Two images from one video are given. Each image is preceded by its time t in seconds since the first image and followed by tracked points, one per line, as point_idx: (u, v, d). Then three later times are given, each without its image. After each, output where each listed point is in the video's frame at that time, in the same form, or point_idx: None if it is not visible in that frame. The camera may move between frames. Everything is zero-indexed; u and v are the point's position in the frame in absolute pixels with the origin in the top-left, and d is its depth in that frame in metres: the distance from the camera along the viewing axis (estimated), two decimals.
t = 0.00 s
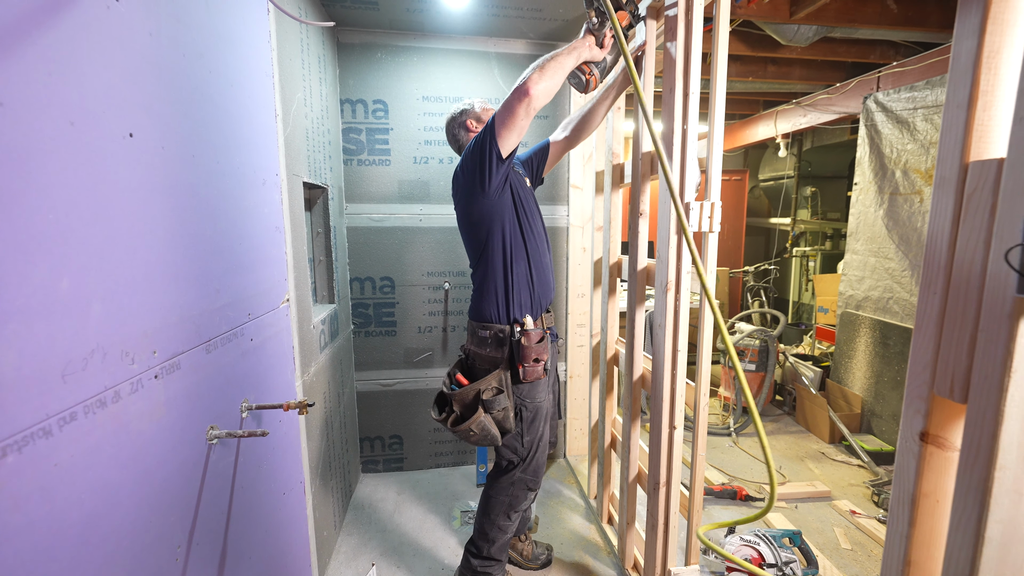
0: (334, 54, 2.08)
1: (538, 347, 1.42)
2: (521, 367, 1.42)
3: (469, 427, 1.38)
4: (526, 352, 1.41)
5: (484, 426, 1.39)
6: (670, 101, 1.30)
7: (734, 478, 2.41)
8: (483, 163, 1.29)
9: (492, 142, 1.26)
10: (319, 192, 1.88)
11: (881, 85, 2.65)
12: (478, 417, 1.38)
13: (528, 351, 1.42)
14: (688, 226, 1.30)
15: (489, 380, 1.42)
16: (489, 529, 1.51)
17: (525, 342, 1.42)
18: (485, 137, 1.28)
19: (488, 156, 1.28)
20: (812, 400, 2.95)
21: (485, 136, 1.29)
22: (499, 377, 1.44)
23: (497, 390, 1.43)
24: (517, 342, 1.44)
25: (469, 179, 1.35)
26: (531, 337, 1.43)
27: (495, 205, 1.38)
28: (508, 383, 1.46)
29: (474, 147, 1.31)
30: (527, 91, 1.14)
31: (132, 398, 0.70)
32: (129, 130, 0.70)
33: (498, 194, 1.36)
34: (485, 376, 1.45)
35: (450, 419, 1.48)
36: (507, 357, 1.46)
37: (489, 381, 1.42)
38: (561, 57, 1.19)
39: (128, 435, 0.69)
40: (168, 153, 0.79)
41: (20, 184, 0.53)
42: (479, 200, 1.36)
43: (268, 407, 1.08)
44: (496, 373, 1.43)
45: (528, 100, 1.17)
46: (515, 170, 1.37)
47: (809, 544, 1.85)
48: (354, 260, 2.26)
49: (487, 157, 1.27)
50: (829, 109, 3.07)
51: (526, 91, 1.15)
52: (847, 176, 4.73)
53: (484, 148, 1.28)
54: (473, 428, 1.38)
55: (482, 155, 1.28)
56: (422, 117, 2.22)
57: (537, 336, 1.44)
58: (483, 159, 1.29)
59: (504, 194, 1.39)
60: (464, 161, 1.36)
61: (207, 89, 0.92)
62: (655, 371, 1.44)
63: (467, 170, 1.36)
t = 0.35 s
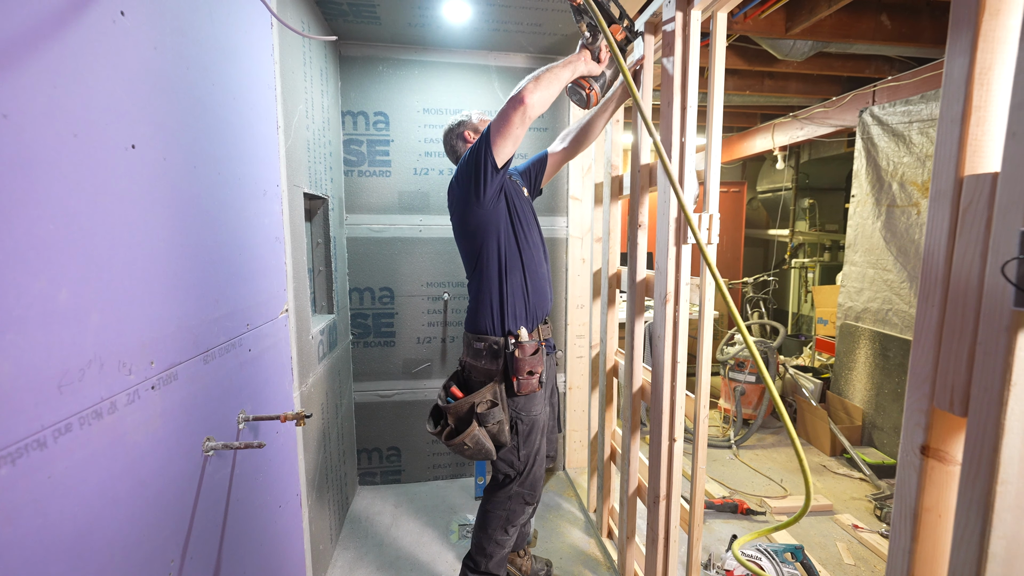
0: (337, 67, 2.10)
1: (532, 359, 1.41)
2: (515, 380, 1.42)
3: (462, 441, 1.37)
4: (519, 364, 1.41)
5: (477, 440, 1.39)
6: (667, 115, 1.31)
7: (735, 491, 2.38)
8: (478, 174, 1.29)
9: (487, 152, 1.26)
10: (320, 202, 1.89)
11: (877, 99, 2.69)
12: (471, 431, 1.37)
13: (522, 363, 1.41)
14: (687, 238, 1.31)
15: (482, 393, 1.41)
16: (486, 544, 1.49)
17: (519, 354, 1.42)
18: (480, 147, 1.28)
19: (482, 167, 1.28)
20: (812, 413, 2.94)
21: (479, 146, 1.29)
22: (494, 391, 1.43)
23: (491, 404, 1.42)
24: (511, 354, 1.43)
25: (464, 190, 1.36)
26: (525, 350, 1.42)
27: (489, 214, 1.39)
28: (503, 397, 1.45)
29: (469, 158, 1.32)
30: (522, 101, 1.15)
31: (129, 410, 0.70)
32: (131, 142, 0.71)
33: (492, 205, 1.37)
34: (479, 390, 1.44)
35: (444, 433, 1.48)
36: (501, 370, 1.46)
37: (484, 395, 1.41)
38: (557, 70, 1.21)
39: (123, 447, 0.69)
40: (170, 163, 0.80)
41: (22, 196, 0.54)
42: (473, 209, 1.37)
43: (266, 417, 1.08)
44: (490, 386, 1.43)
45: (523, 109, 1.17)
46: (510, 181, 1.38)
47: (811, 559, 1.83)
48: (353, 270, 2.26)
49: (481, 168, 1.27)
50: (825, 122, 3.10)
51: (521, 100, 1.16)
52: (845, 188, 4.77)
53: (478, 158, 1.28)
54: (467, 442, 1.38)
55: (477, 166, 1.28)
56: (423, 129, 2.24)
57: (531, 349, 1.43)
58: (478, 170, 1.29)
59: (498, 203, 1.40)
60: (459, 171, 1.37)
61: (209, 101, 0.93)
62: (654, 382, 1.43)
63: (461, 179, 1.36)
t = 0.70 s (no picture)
0: (338, 73, 2.12)
1: (526, 364, 1.42)
2: (510, 384, 1.42)
3: (457, 446, 1.36)
4: (513, 369, 1.41)
5: (472, 445, 1.38)
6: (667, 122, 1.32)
7: (736, 498, 2.37)
8: (474, 178, 1.29)
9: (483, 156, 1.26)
10: (320, 207, 1.90)
11: (875, 106, 2.70)
12: (466, 436, 1.36)
13: (516, 368, 1.41)
14: (687, 243, 1.31)
15: (477, 398, 1.41)
16: (485, 550, 1.48)
17: (513, 358, 1.42)
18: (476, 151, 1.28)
19: (478, 172, 1.28)
20: (813, 419, 2.93)
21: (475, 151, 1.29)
22: (488, 396, 1.44)
23: (485, 408, 1.42)
24: (504, 358, 1.43)
25: (460, 193, 1.36)
26: (519, 354, 1.42)
27: (485, 218, 1.39)
28: (496, 402, 1.45)
29: (464, 162, 1.32)
30: (522, 106, 1.15)
31: (128, 415, 0.70)
32: (134, 148, 0.71)
33: (488, 209, 1.37)
34: (474, 395, 1.44)
35: (439, 438, 1.48)
36: (495, 374, 1.46)
37: (478, 400, 1.42)
38: (557, 77, 1.21)
39: (122, 452, 0.69)
40: (172, 169, 0.80)
41: (25, 201, 0.54)
42: (469, 212, 1.37)
43: (264, 423, 1.07)
44: (484, 391, 1.43)
45: (522, 113, 1.17)
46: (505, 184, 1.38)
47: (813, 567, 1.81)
48: (353, 276, 2.26)
49: (477, 173, 1.28)
50: (825, 129, 3.11)
51: (520, 104, 1.16)
52: (845, 194, 4.78)
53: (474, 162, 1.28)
54: (462, 447, 1.37)
55: (473, 170, 1.29)
56: (423, 135, 2.25)
57: (525, 353, 1.43)
58: (473, 174, 1.29)
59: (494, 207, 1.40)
60: (454, 174, 1.37)
61: (211, 107, 0.94)
62: (655, 388, 1.43)
63: (458, 182, 1.36)
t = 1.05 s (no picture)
0: (338, 75, 2.12)
1: (525, 364, 1.42)
2: (509, 384, 1.42)
3: (455, 445, 1.36)
4: (513, 368, 1.41)
5: (470, 445, 1.38)
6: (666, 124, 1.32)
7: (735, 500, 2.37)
8: (476, 180, 1.30)
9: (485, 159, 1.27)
10: (320, 209, 1.90)
11: (875, 109, 2.71)
12: (464, 435, 1.36)
13: (515, 368, 1.41)
14: (686, 245, 1.31)
15: (476, 398, 1.41)
16: (485, 550, 1.48)
17: (512, 358, 1.42)
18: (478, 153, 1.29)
19: (479, 174, 1.29)
20: (813, 420, 2.93)
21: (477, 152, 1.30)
22: (487, 395, 1.44)
23: (484, 408, 1.42)
24: (504, 358, 1.43)
25: (461, 195, 1.37)
26: (517, 354, 1.42)
27: (486, 220, 1.39)
28: (496, 401, 1.45)
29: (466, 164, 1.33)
30: (526, 114, 1.15)
31: (126, 416, 0.70)
32: (134, 149, 0.71)
33: (490, 211, 1.37)
34: (473, 394, 1.44)
35: (438, 438, 1.48)
36: (494, 374, 1.46)
37: (476, 399, 1.42)
38: (559, 84, 1.22)
39: (121, 453, 0.69)
40: (172, 170, 0.80)
41: (24, 202, 0.54)
42: (470, 213, 1.37)
43: (263, 424, 1.07)
44: (483, 391, 1.43)
45: (526, 120, 1.17)
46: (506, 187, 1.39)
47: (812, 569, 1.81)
48: (353, 277, 2.26)
49: (479, 175, 1.28)
50: (824, 131, 3.12)
51: (524, 111, 1.16)
52: (844, 197, 4.79)
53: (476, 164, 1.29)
54: (460, 446, 1.37)
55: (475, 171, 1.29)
56: (424, 136, 2.25)
57: (524, 353, 1.43)
58: (475, 176, 1.30)
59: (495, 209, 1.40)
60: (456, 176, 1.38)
61: (211, 108, 0.94)
62: (654, 389, 1.43)
63: (460, 183, 1.36)
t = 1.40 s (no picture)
0: (338, 76, 2.13)
1: (530, 364, 1.42)
2: (514, 384, 1.42)
3: (461, 446, 1.37)
4: (518, 368, 1.42)
5: (476, 445, 1.38)
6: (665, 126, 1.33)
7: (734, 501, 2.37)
8: (477, 178, 1.30)
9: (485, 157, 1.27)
10: (320, 210, 1.90)
11: (873, 111, 2.71)
12: (470, 436, 1.36)
13: (521, 368, 1.41)
14: (685, 246, 1.31)
15: (481, 399, 1.41)
16: (486, 550, 1.48)
17: (517, 358, 1.42)
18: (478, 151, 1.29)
19: (480, 172, 1.29)
20: (812, 422, 2.94)
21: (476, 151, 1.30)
22: (492, 396, 1.43)
23: (489, 408, 1.42)
24: (509, 359, 1.44)
25: (462, 194, 1.37)
26: (523, 354, 1.42)
27: (487, 218, 1.39)
28: (502, 402, 1.45)
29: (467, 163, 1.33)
30: (523, 105, 1.15)
31: (126, 416, 0.70)
32: (134, 149, 0.72)
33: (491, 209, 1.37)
34: (478, 395, 1.44)
35: (443, 439, 1.48)
36: (499, 375, 1.46)
37: (482, 400, 1.41)
38: (557, 78, 1.22)
39: (120, 454, 0.69)
40: (172, 171, 0.81)
41: (24, 203, 0.54)
42: (472, 213, 1.37)
43: (263, 425, 1.07)
44: (489, 391, 1.43)
45: (523, 112, 1.17)
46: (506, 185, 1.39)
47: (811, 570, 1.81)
48: (353, 278, 2.27)
49: (480, 173, 1.28)
50: (823, 133, 3.12)
51: (521, 102, 1.16)
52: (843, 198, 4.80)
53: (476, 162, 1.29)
54: (466, 447, 1.37)
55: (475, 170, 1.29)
56: (424, 137, 2.25)
57: (529, 353, 1.44)
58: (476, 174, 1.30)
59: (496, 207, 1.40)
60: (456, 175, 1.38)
61: (212, 110, 0.94)
62: (653, 390, 1.43)
63: (461, 183, 1.37)
